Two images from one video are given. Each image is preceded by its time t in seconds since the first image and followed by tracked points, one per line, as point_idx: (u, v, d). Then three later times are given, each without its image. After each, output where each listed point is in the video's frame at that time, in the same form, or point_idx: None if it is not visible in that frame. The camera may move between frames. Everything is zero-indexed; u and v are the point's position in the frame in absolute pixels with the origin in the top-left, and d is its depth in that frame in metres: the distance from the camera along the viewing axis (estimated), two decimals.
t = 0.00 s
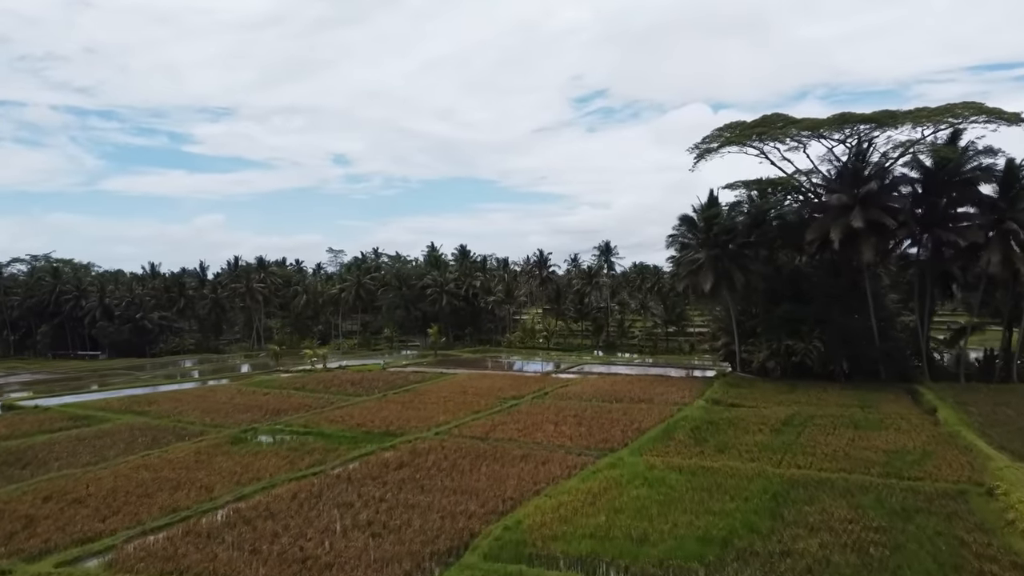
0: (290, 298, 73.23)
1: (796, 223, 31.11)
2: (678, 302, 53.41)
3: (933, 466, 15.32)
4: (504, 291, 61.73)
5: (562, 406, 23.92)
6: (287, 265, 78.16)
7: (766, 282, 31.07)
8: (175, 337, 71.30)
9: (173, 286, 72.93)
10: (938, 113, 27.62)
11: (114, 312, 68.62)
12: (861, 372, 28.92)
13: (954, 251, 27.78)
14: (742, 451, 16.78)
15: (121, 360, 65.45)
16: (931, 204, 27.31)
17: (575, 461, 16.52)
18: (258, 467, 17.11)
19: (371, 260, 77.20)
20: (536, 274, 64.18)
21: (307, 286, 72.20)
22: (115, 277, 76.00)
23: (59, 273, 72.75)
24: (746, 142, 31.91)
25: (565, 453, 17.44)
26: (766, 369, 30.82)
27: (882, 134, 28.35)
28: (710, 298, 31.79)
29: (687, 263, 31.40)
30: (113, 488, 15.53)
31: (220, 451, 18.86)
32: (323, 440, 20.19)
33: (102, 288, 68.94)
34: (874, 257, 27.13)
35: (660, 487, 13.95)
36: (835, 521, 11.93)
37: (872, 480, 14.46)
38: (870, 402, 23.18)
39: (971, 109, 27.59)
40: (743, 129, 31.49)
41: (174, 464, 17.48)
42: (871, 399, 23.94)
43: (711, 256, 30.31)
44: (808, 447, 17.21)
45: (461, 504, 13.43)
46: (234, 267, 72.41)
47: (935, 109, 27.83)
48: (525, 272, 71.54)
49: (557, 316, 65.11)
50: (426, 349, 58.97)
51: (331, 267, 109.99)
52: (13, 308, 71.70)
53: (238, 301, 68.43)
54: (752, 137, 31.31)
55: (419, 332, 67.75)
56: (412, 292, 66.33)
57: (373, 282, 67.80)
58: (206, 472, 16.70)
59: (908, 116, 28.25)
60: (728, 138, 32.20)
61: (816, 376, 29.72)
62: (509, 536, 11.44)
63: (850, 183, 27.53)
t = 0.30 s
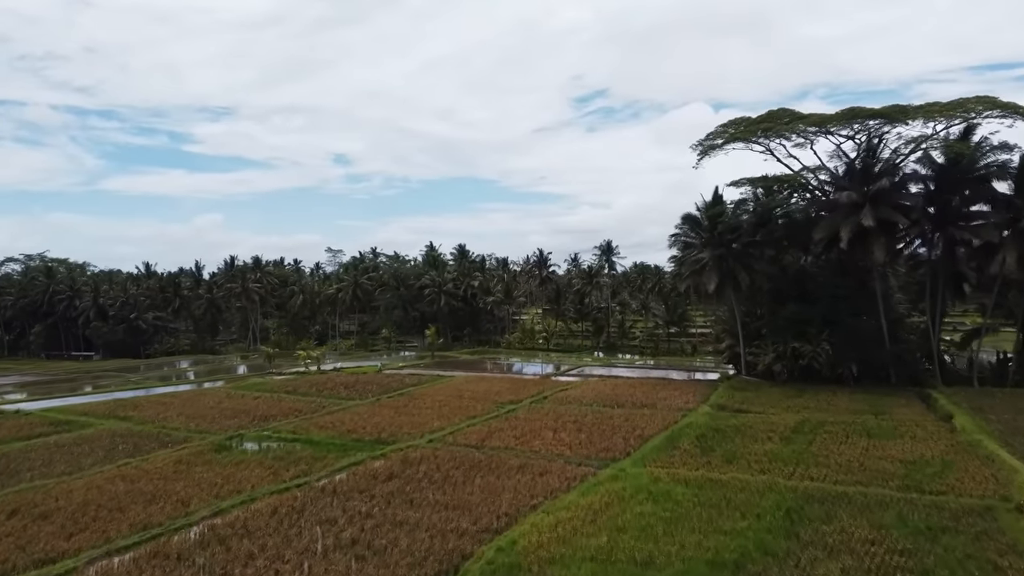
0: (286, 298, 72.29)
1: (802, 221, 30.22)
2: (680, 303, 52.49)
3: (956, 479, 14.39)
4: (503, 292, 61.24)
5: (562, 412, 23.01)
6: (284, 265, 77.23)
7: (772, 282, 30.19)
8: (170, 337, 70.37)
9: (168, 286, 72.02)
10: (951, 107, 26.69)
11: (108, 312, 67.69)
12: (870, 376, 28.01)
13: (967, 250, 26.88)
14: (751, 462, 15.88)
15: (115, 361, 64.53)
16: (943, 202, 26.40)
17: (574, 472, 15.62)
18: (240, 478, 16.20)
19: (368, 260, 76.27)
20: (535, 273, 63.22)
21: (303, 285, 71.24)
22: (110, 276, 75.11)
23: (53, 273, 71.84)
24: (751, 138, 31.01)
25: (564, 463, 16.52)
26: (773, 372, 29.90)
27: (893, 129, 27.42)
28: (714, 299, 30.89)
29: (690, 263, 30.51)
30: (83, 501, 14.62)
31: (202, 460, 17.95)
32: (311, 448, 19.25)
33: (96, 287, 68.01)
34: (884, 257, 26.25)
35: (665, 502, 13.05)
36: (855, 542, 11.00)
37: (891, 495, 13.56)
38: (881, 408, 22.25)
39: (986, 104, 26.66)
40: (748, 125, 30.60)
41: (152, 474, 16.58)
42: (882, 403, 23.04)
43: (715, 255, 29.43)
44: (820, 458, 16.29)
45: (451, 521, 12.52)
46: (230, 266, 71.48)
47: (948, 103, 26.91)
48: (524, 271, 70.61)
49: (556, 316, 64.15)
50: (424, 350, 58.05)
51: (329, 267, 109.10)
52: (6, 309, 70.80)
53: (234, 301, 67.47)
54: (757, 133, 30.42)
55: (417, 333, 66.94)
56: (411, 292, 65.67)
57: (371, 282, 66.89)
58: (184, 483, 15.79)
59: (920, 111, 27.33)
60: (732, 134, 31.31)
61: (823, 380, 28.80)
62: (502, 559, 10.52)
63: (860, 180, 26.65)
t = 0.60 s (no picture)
0: (283, 298, 71.41)
1: (809, 219, 29.31)
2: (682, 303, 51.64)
3: (982, 493, 13.47)
4: (502, 292, 60.57)
5: (561, 417, 22.11)
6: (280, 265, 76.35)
7: (778, 282, 29.30)
8: (165, 337, 69.49)
9: (163, 285, 71.12)
10: (965, 101, 25.75)
11: (102, 312, 66.77)
12: (881, 379, 27.11)
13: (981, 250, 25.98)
14: (762, 473, 14.97)
15: (109, 361, 63.61)
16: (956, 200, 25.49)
17: (574, 484, 14.72)
18: (221, 489, 15.29)
19: (366, 259, 75.41)
20: (535, 273, 62.36)
21: (300, 285, 70.32)
22: (104, 276, 74.22)
23: (46, 272, 70.92)
24: (756, 134, 30.11)
25: (563, 474, 15.61)
26: (779, 375, 29.01)
27: (905, 124, 26.51)
28: (719, 300, 30.00)
29: (694, 263, 29.62)
30: (49, 516, 13.68)
31: (182, 469, 17.03)
32: (298, 456, 18.35)
33: (90, 287, 67.10)
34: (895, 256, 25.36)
35: (673, 519, 12.14)
36: (880, 567, 10.09)
37: (915, 512, 12.64)
38: (894, 413, 21.34)
39: (1001, 97, 25.70)
40: (753, 120, 29.70)
41: (127, 485, 15.65)
42: (895, 409, 22.12)
43: (720, 255, 28.55)
44: (835, 468, 15.40)
45: (441, 541, 11.62)
46: (226, 265, 70.58)
47: (962, 97, 25.97)
48: (524, 271, 69.77)
49: (556, 316, 63.30)
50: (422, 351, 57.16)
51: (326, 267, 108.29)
52: None
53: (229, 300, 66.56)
54: (763, 129, 29.52)
55: (415, 334, 66.20)
56: (409, 292, 65.07)
57: (369, 281, 65.98)
58: (160, 496, 14.86)
59: (932, 106, 26.39)
60: (737, 130, 30.41)
61: (832, 384, 27.91)
62: None
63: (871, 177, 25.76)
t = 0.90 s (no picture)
0: (279, 299, 70.47)
1: (817, 217, 28.39)
2: (684, 304, 50.72)
3: (1014, 510, 12.54)
4: (502, 292, 59.20)
5: (561, 423, 21.21)
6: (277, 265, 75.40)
7: (785, 282, 28.40)
8: (160, 338, 68.55)
9: (158, 285, 70.19)
10: (980, 95, 24.81)
11: (96, 312, 65.84)
12: (892, 383, 26.27)
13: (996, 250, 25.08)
14: (774, 486, 14.07)
15: (102, 362, 62.68)
16: (972, 198, 24.61)
17: (574, 498, 13.82)
18: (199, 503, 14.37)
19: (364, 259, 74.45)
20: (535, 273, 61.39)
21: (297, 285, 69.40)
22: (99, 276, 73.32)
23: (40, 272, 69.96)
24: (762, 129, 29.21)
25: (563, 487, 14.67)
26: (786, 378, 28.12)
27: (918, 119, 25.59)
28: (723, 300, 29.11)
29: (698, 262, 28.72)
30: (12, 533, 12.75)
31: (161, 480, 16.12)
32: (283, 465, 17.44)
33: (84, 286, 66.14)
34: (908, 256, 24.47)
35: (681, 539, 11.24)
36: None
37: (941, 530, 11.74)
38: (908, 420, 20.42)
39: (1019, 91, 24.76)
40: (760, 115, 28.78)
41: (101, 498, 14.74)
42: (910, 415, 21.21)
43: (725, 254, 27.66)
44: (853, 480, 14.47)
45: (430, 562, 10.71)
46: (222, 265, 69.60)
47: (977, 91, 25.02)
48: (523, 271, 68.78)
49: (556, 317, 62.34)
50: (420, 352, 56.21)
51: (324, 267, 107.38)
52: None
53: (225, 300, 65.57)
54: (769, 124, 28.62)
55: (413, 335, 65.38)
56: (406, 292, 64.22)
57: (366, 281, 65.04)
58: (134, 510, 13.94)
59: (946, 100, 25.45)
60: (742, 125, 29.50)
61: (840, 387, 27.04)
62: None
63: (882, 174, 24.88)
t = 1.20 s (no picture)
0: (273, 299, 69.47)
1: (822, 216, 27.52)
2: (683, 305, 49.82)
3: None
4: (498, 291, 57.94)
5: (558, 430, 20.28)
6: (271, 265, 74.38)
7: (789, 283, 27.53)
8: (152, 338, 67.54)
9: (150, 285, 69.20)
10: (993, 88, 23.89)
11: (86, 312, 64.84)
12: (900, 388, 25.39)
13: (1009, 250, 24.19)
14: (785, 501, 13.16)
15: (93, 363, 61.67)
16: (985, 196, 23.71)
17: (572, 513, 12.91)
18: (169, 519, 13.42)
19: (359, 259, 73.45)
20: (533, 273, 60.43)
21: (290, 285, 68.42)
22: (90, 276, 72.32)
23: (30, 271, 68.94)
24: (766, 125, 28.32)
25: (560, 501, 13.74)
26: (791, 382, 27.25)
27: (928, 113, 24.69)
28: (726, 302, 28.21)
29: (700, 262, 27.82)
30: None
31: (133, 493, 15.17)
32: (265, 476, 16.51)
33: (74, 286, 65.10)
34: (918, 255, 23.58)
35: (689, 562, 10.32)
36: None
37: (969, 552, 10.83)
38: (920, 427, 19.54)
39: None
40: (763, 110, 27.90)
41: (66, 514, 13.79)
42: (922, 422, 20.31)
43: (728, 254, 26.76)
44: (869, 495, 13.55)
45: None
46: (215, 264, 68.58)
47: (990, 84, 24.10)
48: (521, 271, 67.82)
49: (553, 317, 61.39)
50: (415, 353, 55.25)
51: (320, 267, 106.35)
52: None
53: (218, 300, 64.55)
54: (773, 119, 27.74)
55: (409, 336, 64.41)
56: (402, 292, 63.26)
57: (360, 281, 64.09)
58: (100, 528, 13.00)
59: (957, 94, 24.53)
60: (745, 121, 28.62)
61: (847, 391, 26.15)
62: None
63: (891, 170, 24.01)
